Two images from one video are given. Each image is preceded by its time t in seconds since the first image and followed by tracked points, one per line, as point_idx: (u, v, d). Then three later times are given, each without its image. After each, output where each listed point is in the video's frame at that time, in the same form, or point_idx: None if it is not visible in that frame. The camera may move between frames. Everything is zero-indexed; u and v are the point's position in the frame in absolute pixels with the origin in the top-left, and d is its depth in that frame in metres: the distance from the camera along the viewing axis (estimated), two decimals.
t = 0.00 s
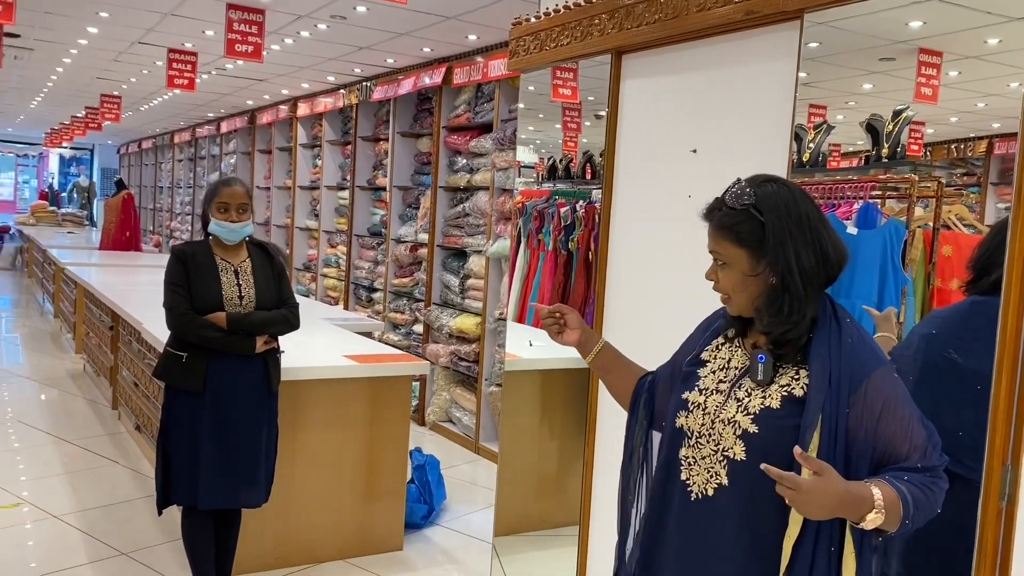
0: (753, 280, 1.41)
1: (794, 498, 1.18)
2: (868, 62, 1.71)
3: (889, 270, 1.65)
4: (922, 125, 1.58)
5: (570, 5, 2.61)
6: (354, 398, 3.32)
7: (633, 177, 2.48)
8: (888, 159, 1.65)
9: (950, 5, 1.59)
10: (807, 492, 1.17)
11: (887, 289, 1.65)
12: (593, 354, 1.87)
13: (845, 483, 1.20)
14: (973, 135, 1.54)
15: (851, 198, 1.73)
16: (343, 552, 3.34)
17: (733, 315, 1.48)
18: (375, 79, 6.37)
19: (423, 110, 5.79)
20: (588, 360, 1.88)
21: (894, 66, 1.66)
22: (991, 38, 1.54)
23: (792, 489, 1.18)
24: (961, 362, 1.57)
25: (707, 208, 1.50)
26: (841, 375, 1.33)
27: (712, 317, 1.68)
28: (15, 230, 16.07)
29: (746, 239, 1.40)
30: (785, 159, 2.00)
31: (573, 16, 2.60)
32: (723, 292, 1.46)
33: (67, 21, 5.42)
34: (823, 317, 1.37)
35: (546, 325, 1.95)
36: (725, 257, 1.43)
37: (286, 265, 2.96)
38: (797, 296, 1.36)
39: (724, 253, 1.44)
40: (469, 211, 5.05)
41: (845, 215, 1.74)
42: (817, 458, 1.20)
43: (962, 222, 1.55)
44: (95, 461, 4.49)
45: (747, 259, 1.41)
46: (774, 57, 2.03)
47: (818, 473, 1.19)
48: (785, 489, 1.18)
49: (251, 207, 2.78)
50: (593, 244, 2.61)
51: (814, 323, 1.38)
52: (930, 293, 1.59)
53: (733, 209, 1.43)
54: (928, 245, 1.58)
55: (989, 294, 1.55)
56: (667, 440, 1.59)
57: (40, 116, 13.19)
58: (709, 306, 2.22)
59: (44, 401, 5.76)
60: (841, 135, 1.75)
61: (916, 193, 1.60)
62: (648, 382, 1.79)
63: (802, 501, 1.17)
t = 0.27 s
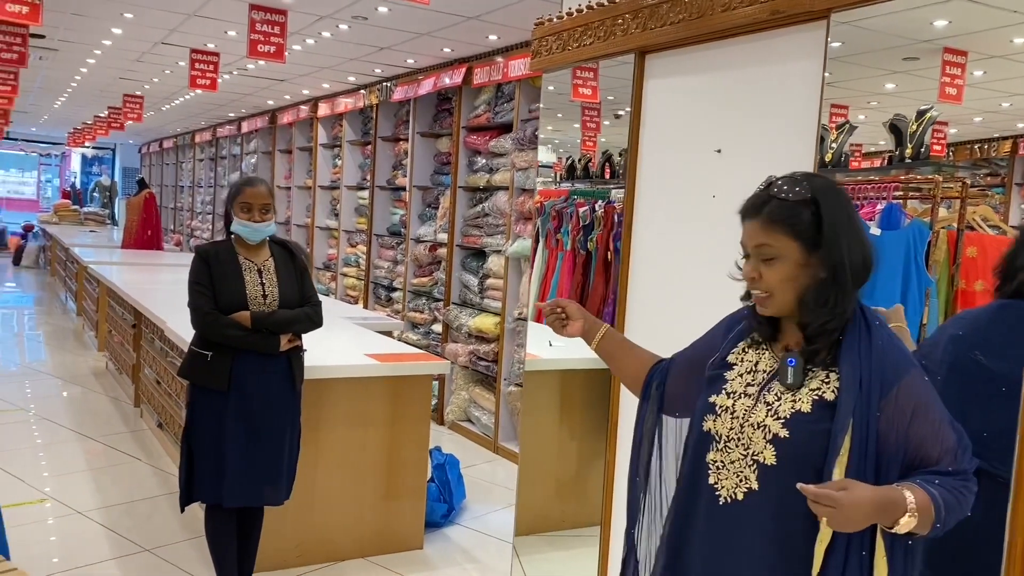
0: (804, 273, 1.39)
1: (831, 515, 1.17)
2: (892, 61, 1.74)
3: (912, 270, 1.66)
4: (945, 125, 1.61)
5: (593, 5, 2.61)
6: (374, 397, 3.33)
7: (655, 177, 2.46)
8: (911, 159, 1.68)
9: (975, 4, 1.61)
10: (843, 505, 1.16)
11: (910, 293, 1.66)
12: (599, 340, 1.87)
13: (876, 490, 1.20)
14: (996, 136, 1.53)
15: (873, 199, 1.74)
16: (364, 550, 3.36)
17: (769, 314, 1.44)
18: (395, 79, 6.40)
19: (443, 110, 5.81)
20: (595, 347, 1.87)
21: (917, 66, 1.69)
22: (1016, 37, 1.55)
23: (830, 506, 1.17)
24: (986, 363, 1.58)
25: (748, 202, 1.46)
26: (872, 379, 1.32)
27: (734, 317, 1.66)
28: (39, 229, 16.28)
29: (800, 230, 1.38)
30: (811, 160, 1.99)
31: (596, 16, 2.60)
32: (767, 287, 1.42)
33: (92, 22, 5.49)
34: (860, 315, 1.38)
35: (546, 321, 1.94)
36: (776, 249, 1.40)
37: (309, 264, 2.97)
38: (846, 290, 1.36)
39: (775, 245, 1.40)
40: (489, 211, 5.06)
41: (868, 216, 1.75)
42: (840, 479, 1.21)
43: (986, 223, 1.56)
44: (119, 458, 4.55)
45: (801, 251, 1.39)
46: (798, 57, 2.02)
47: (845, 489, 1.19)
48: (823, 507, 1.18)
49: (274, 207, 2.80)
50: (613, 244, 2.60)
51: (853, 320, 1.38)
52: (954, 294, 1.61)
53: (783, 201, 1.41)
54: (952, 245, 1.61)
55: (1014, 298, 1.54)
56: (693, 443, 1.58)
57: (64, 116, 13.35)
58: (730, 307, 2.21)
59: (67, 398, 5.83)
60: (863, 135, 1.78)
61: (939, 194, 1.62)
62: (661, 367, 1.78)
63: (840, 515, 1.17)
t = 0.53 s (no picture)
0: (859, 270, 1.38)
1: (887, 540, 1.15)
2: (917, 63, 1.79)
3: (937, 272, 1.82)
4: (970, 127, 1.71)
5: (618, 6, 2.59)
6: (395, 398, 3.33)
7: (680, 179, 2.44)
8: (938, 161, 1.79)
9: (1001, 5, 1.67)
10: (896, 528, 1.14)
11: (937, 296, 1.82)
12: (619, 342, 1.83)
13: (915, 496, 1.19)
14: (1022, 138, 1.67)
15: (898, 202, 1.86)
16: (383, 551, 3.36)
17: (816, 314, 1.40)
18: (416, 81, 6.42)
19: (463, 111, 5.82)
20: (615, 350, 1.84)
21: (943, 66, 1.74)
22: None
23: (888, 534, 1.14)
24: (1016, 368, 1.50)
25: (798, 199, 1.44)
26: (904, 382, 1.30)
27: (758, 322, 1.64)
28: (62, 229, 16.47)
29: (856, 227, 1.38)
30: (839, 161, 1.96)
31: (620, 18, 2.58)
32: (822, 283, 1.38)
33: (116, 25, 5.54)
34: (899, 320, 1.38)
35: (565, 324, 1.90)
36: (834, 244, 1.38)
37: (331, 265, 2.97)
38: (896, 291, 1.36)
39: (831, 240, 1.38)
40: (509, 212, 5.06)
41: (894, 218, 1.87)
42: (887, 494, 1.18)
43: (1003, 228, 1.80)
44: (141, 457, 4.58)
45: (856, 247, 1.38)
46: (826, 58, 2.00)
47: (895, 507, 1.16)
48: (881, 536, 1.15)
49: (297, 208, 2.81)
50: (632, 245, 2.60)
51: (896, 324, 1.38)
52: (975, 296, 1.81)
53: (835, 198, 1.41)
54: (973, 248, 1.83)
55: None
56: (720, 447, 1.55)
57: (87, 118, 13.49)
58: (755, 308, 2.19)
59: (90, 398, 5.88)
60: (887, 136, 1.84)
61: (965, 196, 1.81)
62: (684, 369, 1.75)
63: (895, 537, 1.15)
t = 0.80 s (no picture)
0: (877, 279, 1.35)
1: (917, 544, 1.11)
2: (940, 64, 1.77)
3: (961, 276, 1.75)
4: (995, 128, 1.67)
5: (639, 8, 2.58)
6: (413, 400, 3.33)
7: (702, 182, 2.42)
8: (962, 163, 1.73)
9: None
10: (927, 530, 1.11)
11: (960, 300, 1.75)
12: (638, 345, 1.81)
13: (945, 500, 1.15)
14: None
15: (920, 204, 1.79)
16: (401, 553, 3.36)
17: (833, 323, 1.38)
18: (434, 83, 6.43)
19: (481, 113, 5.82)
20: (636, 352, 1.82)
21: (967, 67, 1.72)
22: None
23: (917, 537, 1.11)
24: None
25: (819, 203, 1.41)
26: (934, 386, 1.28)
27: (783, 326, 1.62)
28: (83, 230, 16.66)
29: (874, 235, 1.35)
30: (863, 165, 1.94)
31: (641, 20, 2.57)
32: (837, 292, 1.36)
33: (138, 28, 5.59)
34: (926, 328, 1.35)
35: (584, 328, 1.89)
36: (850, 253, 1.35)
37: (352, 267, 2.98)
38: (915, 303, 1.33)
39: (849, 249, 1.35)
40: (527, 214, 5.05)
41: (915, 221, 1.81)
42: (917, 496, 1.15)
43: None
44: (161, 458, 4.62)
45: (874, 257, 1.35)
46: (851, 60, 1.98)
47: (924, 509, 1.13)
48: (910, 539, 1.11)
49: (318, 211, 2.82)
50: (651, 248, 2.60)
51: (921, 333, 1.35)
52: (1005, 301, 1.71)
53: (855, 205, 1.37)
54: (1003, 251, 1.71)
55: None
56: (742, 450, 1.52)
57: (108, 120, 13.63)
58: (777, 312, 2.17)
59: (111, 398, 5.93)
60: (910, 138, 1.81)
61: (989, 198, 1.72)
62: (706, 372, 1.73)
63: (925, 540, 1.11)
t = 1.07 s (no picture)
0: (863, 292, 1.35)
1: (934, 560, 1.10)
2: (958, 67, 1.74)
3: (979, 284, 1.75)
4: (1014, 132, 1.66)
5: (655, 14, 2.58)
6: (428, 404, 3.34)
7: (718, 187, 2.40)
8: (980, 167, 1.72)
9: None
10: (943, 545, 1.09)
11: (979, 306, 1.74)
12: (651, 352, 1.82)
13: (963, 511, 1.14)
14: None
15: (938, 208, 1.79)
16: (416, 557, 3.36)
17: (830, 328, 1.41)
18: (449, 87, 6.44)
19: (496, 117, 5.83)
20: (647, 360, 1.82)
21: (987, 71, 1.69)
22: None
23: (935, 553, 1.09)
24: None
25: (821, 214, 1.44)
26: (951, 397, 1.25)
27: (802, 332, 1.60)
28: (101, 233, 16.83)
29: (861, 247, 1.34)
30: (881, 171, 1.93)
31: (657, 25, 2.57)
32: (826, 300, 1.39)
33: (156, 34, 5.64)
34: (931, 341, 1.30)
35: (595, 339, 1.89)
36: (834, 266, 1.37)
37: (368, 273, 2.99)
38: (900, 315, 1.30)
39: (834, 261, 1.37)
40: (542, 218, 5.05)
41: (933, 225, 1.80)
42: (933, 511, 1.13)
43: None
44: (178, 460, 4.65)
45: (858, 269, 1.34)
46: (870, 65, 1.96)
47: (942, 524, 1.11)
48: (929, 555, 1.09)
49: (334, 216, 2.83)
50: (666, 251, 2.59)
51: (922, 346, 1.31)
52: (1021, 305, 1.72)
53: (850, 215, 1.37)
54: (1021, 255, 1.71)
55: None
56: (757, 457, 1.51)
57: (126, 124, 13.76)
58: (792, 318, 2.15)
59: (128, 401, 5.98)
60: (927, 142, 1.80)
61: (1009, 202, 1.70)
62: (723, 378, 1.71)
63: (942, 555, 1.09)
